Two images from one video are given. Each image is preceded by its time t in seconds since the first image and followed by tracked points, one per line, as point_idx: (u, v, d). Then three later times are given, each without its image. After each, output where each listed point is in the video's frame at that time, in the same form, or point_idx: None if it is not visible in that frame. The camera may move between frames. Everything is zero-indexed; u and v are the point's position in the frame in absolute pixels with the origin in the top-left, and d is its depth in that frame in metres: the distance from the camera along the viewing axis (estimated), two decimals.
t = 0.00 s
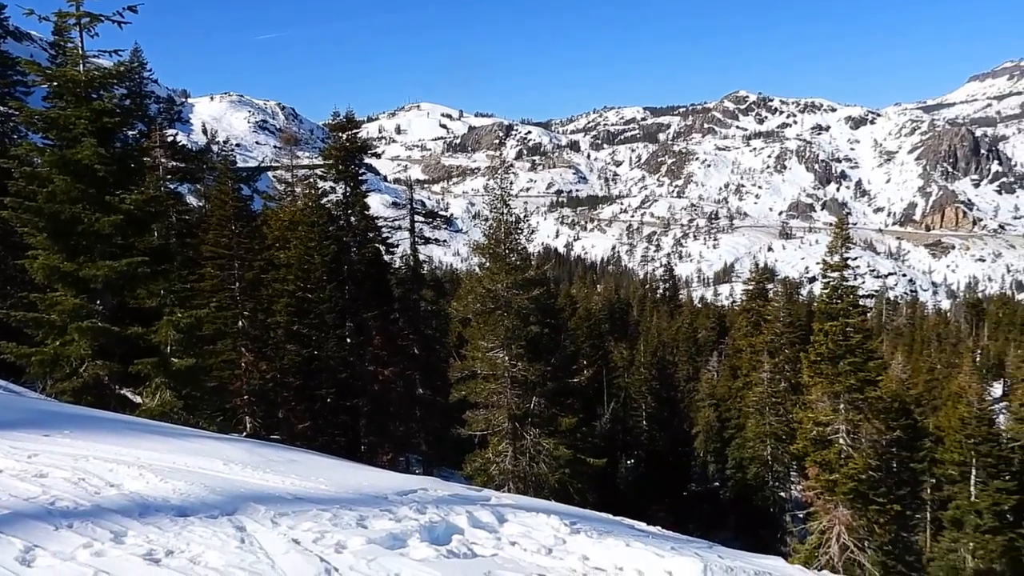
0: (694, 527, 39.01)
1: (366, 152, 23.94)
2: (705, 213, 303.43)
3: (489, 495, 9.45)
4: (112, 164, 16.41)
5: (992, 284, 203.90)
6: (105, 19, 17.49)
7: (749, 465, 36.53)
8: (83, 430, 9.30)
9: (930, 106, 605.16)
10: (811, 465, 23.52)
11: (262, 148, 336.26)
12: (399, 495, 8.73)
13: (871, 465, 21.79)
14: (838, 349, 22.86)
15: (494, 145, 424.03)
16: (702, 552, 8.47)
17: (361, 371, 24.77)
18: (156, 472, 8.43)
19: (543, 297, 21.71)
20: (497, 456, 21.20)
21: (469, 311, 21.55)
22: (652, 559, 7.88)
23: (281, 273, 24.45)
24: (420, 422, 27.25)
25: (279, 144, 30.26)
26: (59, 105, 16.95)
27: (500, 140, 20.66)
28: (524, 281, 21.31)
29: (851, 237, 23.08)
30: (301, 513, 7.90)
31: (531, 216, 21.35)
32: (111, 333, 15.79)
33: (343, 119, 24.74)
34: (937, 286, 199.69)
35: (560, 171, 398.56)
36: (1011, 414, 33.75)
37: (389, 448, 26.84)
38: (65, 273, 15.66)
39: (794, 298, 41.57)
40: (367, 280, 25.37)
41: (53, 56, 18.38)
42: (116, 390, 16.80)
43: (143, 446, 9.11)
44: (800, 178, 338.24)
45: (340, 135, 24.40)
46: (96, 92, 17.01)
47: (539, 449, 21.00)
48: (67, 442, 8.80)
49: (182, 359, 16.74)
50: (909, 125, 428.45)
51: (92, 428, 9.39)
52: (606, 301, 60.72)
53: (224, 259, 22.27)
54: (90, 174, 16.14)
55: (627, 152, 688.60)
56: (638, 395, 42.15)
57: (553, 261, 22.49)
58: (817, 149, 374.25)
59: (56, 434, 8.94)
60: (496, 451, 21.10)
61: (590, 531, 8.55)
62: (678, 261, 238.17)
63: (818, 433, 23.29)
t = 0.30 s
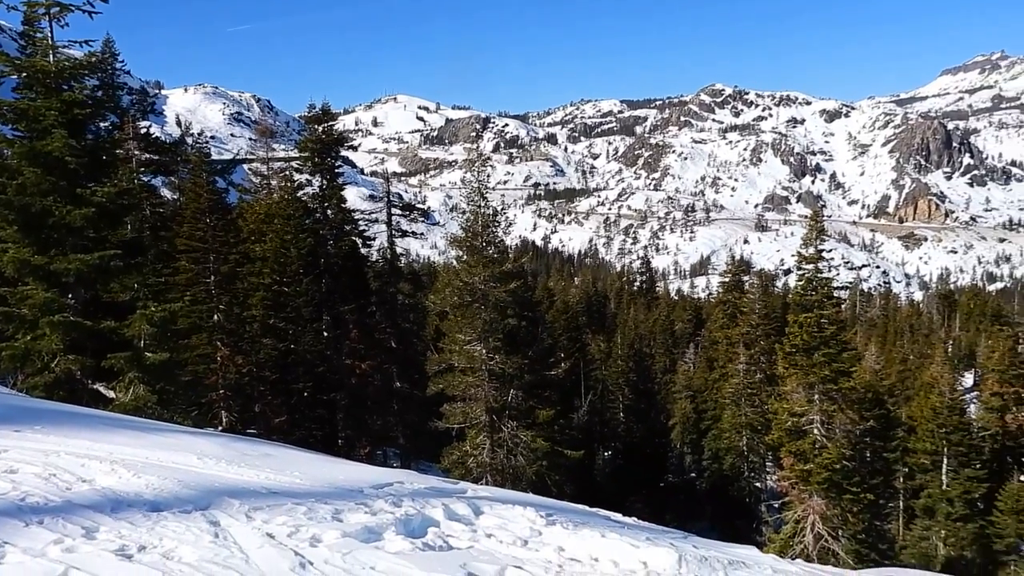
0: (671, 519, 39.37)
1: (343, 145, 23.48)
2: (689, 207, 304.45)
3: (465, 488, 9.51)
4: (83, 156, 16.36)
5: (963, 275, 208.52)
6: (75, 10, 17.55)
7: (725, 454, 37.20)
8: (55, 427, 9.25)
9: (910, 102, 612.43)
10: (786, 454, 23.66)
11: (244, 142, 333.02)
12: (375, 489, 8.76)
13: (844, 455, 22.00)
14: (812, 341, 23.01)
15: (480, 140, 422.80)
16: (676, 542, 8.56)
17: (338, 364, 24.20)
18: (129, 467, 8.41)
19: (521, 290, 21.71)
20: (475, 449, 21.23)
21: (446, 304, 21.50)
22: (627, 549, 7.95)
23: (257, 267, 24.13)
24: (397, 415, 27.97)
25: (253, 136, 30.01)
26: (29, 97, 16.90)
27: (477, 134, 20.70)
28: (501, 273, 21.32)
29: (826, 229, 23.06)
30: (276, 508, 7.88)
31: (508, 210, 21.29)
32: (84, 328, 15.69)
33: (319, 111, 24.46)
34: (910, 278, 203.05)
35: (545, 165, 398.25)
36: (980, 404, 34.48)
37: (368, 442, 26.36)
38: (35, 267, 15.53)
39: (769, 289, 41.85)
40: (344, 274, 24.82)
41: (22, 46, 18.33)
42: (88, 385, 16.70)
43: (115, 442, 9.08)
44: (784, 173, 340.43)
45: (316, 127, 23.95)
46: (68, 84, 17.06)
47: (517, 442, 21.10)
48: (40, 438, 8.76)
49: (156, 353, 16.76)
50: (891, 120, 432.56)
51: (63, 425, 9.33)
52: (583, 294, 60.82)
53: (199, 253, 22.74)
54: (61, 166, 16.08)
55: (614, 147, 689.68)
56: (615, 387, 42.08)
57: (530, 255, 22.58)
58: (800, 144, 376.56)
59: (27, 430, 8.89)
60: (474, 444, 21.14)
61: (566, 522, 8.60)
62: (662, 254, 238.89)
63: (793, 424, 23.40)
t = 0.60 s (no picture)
0: (649, 511, 39.63)
1: (320, 137, 23.37)
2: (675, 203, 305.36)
3: (443, 482, 9.54)
4: (54, 147, 16.38)
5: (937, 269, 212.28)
6: None
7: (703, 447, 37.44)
8: (27, 423, 9.18)
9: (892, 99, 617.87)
10: (763, 446, 23.81)
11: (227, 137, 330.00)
12: (351, 483, 8.77)
13: (819, 447, 22.17)
14: (789, 333, 23.07)
15: (466, 136, 421.91)
16: (653, 534, 8.61)
17: (315, 358, 24.17)
18: (103, 462, 8.36)
19: (499, 283, 21.74)
20: (454, 442, 21.22)
21: (424, 297, 21.43)
22: (603, 541, 8.00)
23: (234, 261, 23.96)
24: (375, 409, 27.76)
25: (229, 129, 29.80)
26: None
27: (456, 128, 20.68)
28: (479, 267, 21.30)
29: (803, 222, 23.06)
30: (251, 502, 7.86)
31: (486, 204, 21.29)
32: (56, 322, 15.61)
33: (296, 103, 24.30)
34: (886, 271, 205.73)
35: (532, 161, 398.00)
36: (951, 396, 35.13)
37: (346, 435, 26.36)
38: (7, 261, 15.42)
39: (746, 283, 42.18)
40: (323, 268, 24.74)
41: None
42: (62, 379, 16.84)
43: (89, 437, 9.01)
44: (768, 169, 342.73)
45: (294, 119, 23.80)
46: (38, 74, 17.10)
47: (495, 435, 21.17)
48: (11, 433, 8.68)
49: (130, 346, 16.69)
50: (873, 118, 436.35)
51: (35, 421, 9.26)
52: (561, 289, 60.89)
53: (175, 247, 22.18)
54: (33, 157, 16.06)
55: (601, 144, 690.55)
56: (593, 380, 42.21)
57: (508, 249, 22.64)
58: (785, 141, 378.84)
59: None
60: (453, 437, 21.13)
61: (543, 514, 8.64)
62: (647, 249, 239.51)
63: (769, 416, 23.53)
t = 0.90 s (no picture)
0: (626, 504, 39.75)
1: (297, 131, 23.21)
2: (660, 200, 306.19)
3: (419, 477, 9.58)
4: (25, 139, 16.25)
5: (914, 265, 214.79)
6: None
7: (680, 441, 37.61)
8: None
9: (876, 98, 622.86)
10: (739, 440, 23.90)
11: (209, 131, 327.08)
12: (327, 478, 8.80)
13: (795, 440, 22.31)
14: (765, 328, 23.11)
15: (452, 132, 420.89)
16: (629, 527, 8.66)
17: (292, 353, 24.03)
18: (75, 458, 8.32)
19: (477, 278, 21.75)
20: (432, 437, 21.21)
21: (402, 292, 21.35)
22: (580, 534, 8.05)
23: (211, 255, 23.94)
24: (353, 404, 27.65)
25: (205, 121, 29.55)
26: None
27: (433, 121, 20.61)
28: (457, 261, 21.27)
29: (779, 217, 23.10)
30: (226, 497, 7.84)
31: (464, 198, 21.23)
32: (28, 317, 15.45)
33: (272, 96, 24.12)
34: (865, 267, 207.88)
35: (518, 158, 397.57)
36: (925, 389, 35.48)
37: (323, 430, 26.19)
38: None
39: (722, 277, 42.41)
40: (301, 262, 24.44)
41: None
42: (34, 374, 16.76)
43: (61, 434, 8.96)
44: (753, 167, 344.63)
45: (270, 112, 23.64)
46: (8, 64, 16.89)
47: (473, 429, 21.20)
48: None
49: (104, 341, 16.55)
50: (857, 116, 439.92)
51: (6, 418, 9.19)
52: (538, 283, 60.88)
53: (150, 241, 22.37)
54: (4, 150, 15.92)
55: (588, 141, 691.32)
56: (571, 373, 41.90)
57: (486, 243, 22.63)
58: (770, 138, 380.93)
59: None
60: (431, 432, 21.13)
61: (519, 508, 8.68)
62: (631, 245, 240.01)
63: (745, 410, 23.58)
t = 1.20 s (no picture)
0: (604, 496, 39.89)
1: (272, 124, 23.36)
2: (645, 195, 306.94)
3: (397, 472, 9.58)
4: None
5: (891, 258, 217.29)
6: None
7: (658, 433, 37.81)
8: None
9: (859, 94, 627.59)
10: (715, 432, 24.00)
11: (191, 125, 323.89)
12: (304, 473, 8.78)
13: (771, 431, 22.48)
14: (741, 321, 23.15)
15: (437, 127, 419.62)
16: (606, 519, 8.70)
17: (270, 347, 23.80)
18: (48, 454, 8.24)
19: (455, 272, 21.74)
20: (410, 431, 21.20)
21: (380, 286, 21.23)
22: (557, 527, 8.07)
23: (186, 250, 23.52)
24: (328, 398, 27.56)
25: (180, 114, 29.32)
26: None
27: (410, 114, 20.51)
28: (434, 255, 21.18)
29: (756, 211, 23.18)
30: (202, 493, 7.80)
31: (441, 192, 21.13)
32: None
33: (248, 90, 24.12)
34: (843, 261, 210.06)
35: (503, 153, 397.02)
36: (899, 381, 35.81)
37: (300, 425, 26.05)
38: None
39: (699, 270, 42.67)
40: (278, 256, 24.38)
41: None
42: (5, 369, 16.83)
43: (33, 431, 8.88)
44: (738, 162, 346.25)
45: (246, 105, 23.75)
46: None
47: (452, 423, 21.23)
48: None
49: (77, 336, 16.48)
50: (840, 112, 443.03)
51: None
52: (518, 277, 60.84)
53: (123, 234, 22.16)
54: None
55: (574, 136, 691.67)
56: (549, 367, 41.47)
57: (464, 237, 22.60)
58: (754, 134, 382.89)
59: None
60: (409, 426, 21.13)
61: (497, 502, 8.72)
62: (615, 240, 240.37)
63: (722, 402, 23.62)
